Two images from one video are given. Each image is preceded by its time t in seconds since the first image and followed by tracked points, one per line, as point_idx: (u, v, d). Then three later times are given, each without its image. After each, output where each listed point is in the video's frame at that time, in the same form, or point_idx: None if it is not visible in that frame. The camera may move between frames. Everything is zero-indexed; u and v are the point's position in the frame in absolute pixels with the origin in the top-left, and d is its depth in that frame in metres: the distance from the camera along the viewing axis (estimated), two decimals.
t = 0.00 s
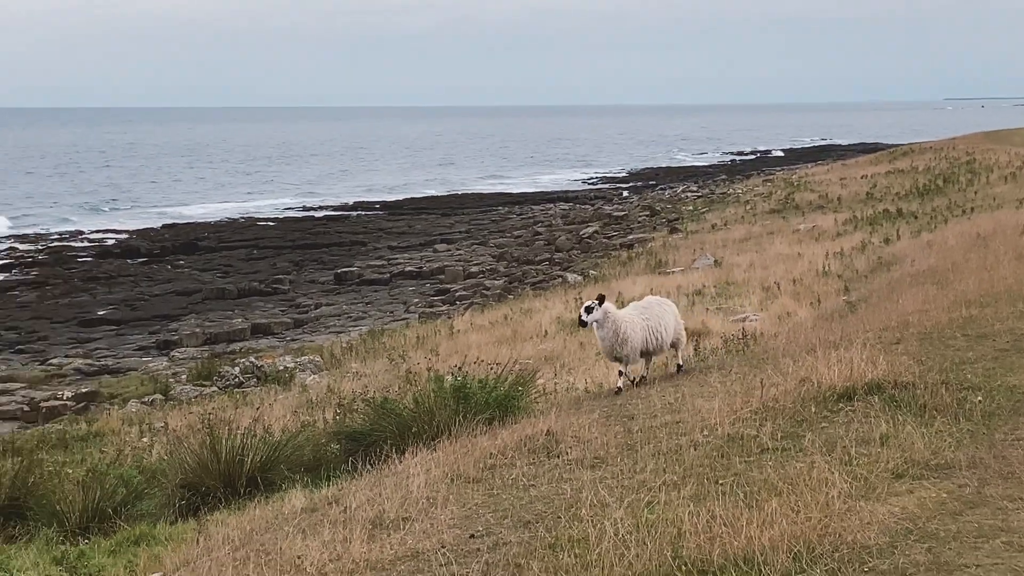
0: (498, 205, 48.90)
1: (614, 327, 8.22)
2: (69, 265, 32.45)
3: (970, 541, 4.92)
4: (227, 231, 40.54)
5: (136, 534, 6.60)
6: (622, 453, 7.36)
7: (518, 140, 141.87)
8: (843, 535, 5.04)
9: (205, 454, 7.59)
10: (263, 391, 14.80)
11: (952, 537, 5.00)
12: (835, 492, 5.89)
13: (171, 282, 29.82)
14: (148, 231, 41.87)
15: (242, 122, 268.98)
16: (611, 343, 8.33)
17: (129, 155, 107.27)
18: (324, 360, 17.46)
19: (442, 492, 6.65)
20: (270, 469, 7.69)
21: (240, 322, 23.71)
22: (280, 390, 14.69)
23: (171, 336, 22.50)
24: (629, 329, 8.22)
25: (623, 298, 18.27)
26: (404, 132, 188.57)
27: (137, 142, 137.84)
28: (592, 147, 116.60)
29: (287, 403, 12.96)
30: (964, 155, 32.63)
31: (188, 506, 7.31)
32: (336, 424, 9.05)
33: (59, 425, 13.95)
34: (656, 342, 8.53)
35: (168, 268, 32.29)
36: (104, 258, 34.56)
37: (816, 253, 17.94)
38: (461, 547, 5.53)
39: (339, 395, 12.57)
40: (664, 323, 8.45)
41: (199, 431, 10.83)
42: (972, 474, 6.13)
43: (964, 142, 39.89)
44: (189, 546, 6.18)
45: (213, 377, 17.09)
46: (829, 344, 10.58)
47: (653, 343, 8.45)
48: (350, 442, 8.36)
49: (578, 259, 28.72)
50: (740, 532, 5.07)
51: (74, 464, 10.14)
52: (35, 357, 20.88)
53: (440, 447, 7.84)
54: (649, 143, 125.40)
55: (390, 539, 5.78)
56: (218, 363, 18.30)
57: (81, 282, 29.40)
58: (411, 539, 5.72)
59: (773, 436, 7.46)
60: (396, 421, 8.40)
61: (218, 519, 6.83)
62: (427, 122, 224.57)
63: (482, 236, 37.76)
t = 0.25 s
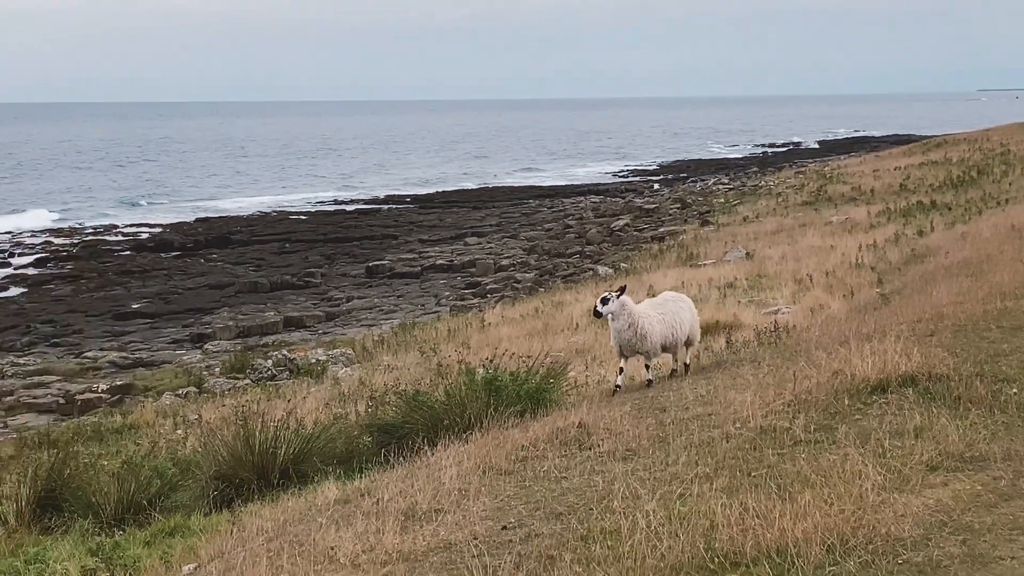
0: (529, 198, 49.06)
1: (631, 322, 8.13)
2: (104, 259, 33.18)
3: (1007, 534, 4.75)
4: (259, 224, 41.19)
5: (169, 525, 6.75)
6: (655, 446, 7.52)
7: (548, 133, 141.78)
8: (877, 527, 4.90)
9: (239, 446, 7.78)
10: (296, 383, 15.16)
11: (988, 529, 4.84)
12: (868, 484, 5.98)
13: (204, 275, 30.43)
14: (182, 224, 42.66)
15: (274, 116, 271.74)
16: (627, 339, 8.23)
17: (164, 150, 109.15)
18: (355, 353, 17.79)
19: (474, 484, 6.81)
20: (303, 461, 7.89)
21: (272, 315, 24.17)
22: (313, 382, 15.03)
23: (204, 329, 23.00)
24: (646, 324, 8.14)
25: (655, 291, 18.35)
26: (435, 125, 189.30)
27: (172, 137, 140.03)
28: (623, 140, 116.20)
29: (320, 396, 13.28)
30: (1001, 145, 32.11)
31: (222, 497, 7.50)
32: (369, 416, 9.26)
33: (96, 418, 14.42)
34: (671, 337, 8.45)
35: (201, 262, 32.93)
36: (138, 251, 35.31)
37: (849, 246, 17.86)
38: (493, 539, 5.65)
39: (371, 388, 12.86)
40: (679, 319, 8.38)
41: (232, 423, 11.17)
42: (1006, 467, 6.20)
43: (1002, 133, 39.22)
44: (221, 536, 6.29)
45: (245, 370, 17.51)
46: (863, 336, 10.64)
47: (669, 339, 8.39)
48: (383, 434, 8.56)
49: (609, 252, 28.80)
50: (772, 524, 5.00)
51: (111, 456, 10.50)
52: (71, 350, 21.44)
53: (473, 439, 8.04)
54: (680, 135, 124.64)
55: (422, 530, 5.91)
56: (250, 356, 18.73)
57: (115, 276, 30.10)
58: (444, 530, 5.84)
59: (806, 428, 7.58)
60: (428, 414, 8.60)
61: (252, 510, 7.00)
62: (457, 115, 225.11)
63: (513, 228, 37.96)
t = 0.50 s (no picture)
0: (560, 191, 49.13)
1: (647, 321, 8.17)
2: (137, 253, 33.90)
3: None
4: (291, 219, 41.78)
5: (206, 517, 6.95)
6: (688, 438, 7.66)
7: (578, 126, 141.43)
8: (914, 521, 4.91)
9: (273, 439, 8.01)
10: (330, 376, 15.49)
11: None
12: (905, 477, 6.03)
13: (237, 269, 31.01)
14: (214, 219, 43.41)
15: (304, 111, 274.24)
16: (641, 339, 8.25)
17: (198, 144, 110.81)
18: (387, 346, 18.11)
19: (507, 476, 6.97)
20: (336, 453, 8.08)
21: (304, 308, 24.60)
22: (346, 375, 15.36)
23: (237, 323, 23.48)
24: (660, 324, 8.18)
25: (687, 284, 18.37)
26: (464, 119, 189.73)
27: (206, 131, 142.04)
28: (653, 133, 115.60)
29: (353, 389, 13.59)
30: None
31: (256, 489, 7.74)
32: (402, 408, 9.49)
33: (130, 411, 14.88)
34: (686, 339, 8.44)
35: (233, 256, 33.56)
36: (172, 245, 36.05)
37: (884, 238, 17.76)
38: (527, 531, 5.77)
39: (403, 381, 13.14)
40: (696, 320, 8.39)
41: (265, 416, 11.50)
42: None
43: None
44: (258, 529, 6.48)
45: (279, 363, 17.91)
46: (898, 329, 10.66)
47: (685, 340, 8.38)
48: (415, 427, 8.77)
49: (641, 245, 28.82)
50: (809, 517, 5.06)
51: (146, 448, 10.87)
52: (105, 343, 21.98)
53: (506, 431, 8.23)
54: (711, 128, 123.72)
55: (456, 522, 6.05)
56: (283, 349, 19.15)
57: (149, 270, 30.77)
58: (479, 522, 5.98)
59: (841, 421, 7.65)
60: (460, 407, 8.80)
61: (286, 502, 7.20)
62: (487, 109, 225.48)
63: (544, 222, 38.11)
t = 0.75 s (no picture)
0: (589, 185, 49.16)
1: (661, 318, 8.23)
2: (168, 248, 34.58)
3: None
4: (320, 213, 42.30)
5: (237, 511, 7.10)
6: (720, 432, 7.77)
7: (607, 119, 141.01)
8: (949, 514, 4.86)
9: (303, 433, 8.22)
10: (360, 370, 15.79)
11: None
12: (938, 470, 6.06)
13: (266, 264, 31.52)
14: (244, 213, 44.08)
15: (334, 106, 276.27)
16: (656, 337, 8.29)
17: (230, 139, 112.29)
18: (417, 340, 18.40)
19: (537, 470, 7.12)
20: (366, 447, 8.28)
21: (333, 302, 24.98)
22: (376, 369, 15.64)
23: (266, 317, 23.92)
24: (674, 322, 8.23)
25: (716, 277, 18.38)
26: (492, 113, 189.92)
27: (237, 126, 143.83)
28: (683, 126, 114.92)
29: (383, 383, 13.86)
30: None
31: (287, 483, 7.96)
32: (431, 402, 9.70)
33: (161, 405, 15.29)
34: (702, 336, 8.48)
35: (263, 250, 34.13)
36: (202, 240, 36.72)
37: (916, 230, 17.63)
38: (558, 524, 5.86)
39: (432, 375, 13.39)
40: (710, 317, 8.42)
41: (295, 409, 11.79)
42: None
43: None
44: (289, 522, 6.63)
45: (309, 357, 18.26)
46: (931, 322, 10.67)
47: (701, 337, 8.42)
48: (445, 421, 8.96)
49: (671, 238, 28.80)
50: (843, 511, 5.05)
51: (177, 442, 11.23)
52: (136, 337, 22.49)
53: (536, 425, 8.41)
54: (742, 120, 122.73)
55: (488, 516, 6.13)
56: (313, 343, 19.52)
57: (180, 264, 31.40)
58: (509, 516, 6.07)
59: (875, 415, 7.70)
60: (490, 400, 9.00)
61: (317, 496, 7.38)
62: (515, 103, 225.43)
63: (572, 215, 38.19)
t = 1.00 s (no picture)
0: (614, 179, 49.18)
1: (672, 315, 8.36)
2: (195, 243, 35.20)
3: None
4: (346, 208, 42.76)
5: (264, 505, 7.30)
6: (747, 427, 7.91)
7: (633, 113, 140.62)
8: (977, 509, 4.84)
9: (329, 428, 8.45)
10: (386, 365, 16.08)
11: None
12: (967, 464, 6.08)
13: (292, 259, 32.00)
14: (270, 208, 44.68)
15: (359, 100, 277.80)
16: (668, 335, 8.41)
17: (258, 134, 113.49)
18: (443, 335, 18.67)
19: (564, 465, 7.29)
20: (393, 442, 8.51)
21: (360, 297, 25.32)
22: (402, 364, 15.92)
23: (292, 312, 24.33)
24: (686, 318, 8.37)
25: (742, 272, 18.42)
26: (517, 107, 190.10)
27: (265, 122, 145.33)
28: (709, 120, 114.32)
29: (409, 377, 14.14)
30: None
31: (314, 477, 8.19)
32: (458, 396, 9.94)
33: (189, 399, 15.68)
34: (713, 331, 8.61)
35: (289, 245, 34.64)
36: (229, 235, 37.33)
37: (944, 224, 17.55)
38: (585, 519, 5.95)
39: (457, 370, 13.64)
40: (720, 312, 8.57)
41: (320, 405, 12.08)
42: None
43: None
44: (316, 515, 6.79)
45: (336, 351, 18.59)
46: (959, 316, 10.70)
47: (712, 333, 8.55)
48: (470, 416, 9.20)
49: (697, 233, 28.81)
50: (871, 506, 5.02)
51: (204, 437, 11.56)
52: (164, 332, 22.98)
53: (563, 420, 8.62)
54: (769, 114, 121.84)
55: (514, 511, 6.25)
56: (339, 338, 19.86)
57: (207, 260, 31.99)
58: (536, 511, 6.18)
59: (902, 410, 7.77)
60: (516, 395, 9.22)
61: (344, 490, 7.59)
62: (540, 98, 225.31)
63: (598, 210, 38.27)
